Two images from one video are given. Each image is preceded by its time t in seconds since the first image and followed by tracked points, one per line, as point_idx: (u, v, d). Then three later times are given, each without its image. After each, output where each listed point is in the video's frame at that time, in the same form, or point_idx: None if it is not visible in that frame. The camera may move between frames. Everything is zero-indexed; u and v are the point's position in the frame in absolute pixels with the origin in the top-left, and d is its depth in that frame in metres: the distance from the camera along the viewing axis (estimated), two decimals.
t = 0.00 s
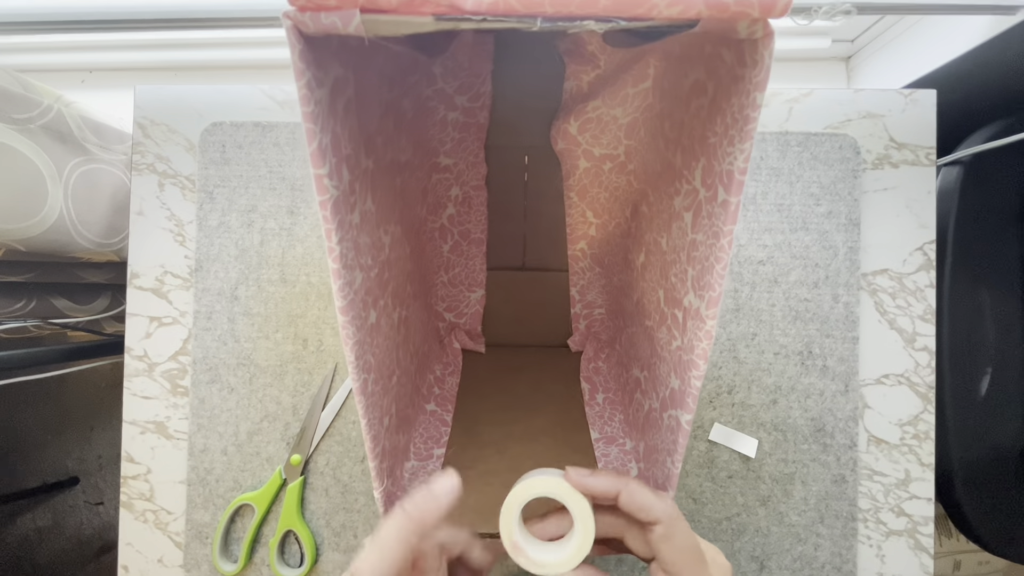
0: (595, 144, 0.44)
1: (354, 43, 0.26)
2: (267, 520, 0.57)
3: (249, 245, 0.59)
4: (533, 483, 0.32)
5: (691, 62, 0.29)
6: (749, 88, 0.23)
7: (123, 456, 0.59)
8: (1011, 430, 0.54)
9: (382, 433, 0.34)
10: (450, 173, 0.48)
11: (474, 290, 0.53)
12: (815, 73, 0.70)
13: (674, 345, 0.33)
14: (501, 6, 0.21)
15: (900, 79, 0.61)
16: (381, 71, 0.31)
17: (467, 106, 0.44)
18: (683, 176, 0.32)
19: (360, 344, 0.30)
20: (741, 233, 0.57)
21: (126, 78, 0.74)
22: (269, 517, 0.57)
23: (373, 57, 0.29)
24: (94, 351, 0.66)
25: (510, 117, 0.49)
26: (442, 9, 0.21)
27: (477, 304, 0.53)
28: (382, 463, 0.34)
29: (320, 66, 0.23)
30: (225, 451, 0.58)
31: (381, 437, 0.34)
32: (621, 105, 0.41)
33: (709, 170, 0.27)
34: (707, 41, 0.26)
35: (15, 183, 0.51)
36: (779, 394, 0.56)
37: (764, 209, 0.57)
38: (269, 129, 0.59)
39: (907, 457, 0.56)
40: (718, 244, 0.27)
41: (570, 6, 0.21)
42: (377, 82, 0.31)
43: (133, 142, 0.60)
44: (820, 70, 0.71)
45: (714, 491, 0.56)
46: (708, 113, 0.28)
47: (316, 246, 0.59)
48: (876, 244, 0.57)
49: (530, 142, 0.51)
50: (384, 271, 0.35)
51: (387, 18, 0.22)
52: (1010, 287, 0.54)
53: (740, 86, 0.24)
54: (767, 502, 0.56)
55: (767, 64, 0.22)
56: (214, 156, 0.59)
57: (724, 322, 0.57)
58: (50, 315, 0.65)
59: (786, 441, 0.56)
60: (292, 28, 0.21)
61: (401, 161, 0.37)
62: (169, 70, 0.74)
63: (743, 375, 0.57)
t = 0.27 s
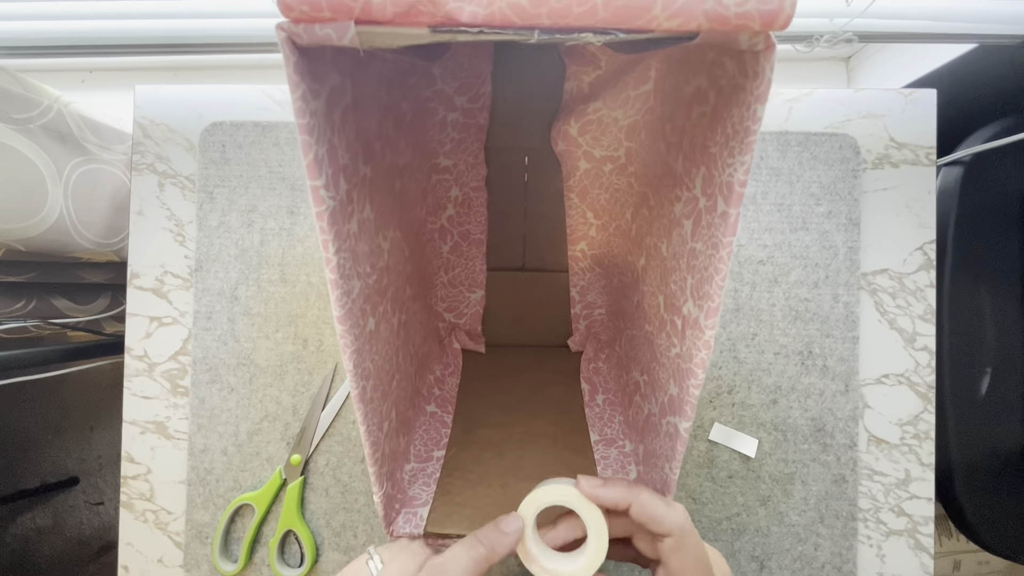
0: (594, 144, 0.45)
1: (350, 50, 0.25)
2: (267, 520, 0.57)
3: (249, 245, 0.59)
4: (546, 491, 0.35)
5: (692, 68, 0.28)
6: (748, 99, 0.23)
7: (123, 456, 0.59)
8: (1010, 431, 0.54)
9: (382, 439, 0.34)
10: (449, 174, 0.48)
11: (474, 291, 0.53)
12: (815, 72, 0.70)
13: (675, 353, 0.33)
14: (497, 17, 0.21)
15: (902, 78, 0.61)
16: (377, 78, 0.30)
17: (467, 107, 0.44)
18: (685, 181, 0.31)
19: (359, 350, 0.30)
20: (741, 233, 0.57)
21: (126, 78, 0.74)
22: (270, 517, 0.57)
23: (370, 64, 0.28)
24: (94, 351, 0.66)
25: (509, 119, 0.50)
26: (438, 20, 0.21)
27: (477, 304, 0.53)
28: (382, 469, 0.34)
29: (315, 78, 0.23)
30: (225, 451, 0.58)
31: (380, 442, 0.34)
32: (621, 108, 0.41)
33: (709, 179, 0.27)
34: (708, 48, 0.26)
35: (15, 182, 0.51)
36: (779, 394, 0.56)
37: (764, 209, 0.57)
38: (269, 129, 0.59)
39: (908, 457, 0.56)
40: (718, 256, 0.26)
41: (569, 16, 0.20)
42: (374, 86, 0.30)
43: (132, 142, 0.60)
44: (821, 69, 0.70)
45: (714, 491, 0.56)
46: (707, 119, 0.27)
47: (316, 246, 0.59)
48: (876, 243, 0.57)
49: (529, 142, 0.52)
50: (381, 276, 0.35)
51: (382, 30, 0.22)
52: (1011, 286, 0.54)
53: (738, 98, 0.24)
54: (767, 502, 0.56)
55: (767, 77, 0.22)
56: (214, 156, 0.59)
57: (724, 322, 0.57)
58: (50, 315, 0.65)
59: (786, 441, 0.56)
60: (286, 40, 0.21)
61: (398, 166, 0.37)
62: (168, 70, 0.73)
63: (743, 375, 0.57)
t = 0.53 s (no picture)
0: (597, 156, 0.45)
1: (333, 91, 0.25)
2: (267, 520, 0.57)
3: (249, 245, 0.59)
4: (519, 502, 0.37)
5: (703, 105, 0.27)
6: (761, 169, 0.23)
7: (123, 456, 0.59)
8: (1009, 430, 0.54)
9: (382, 460, 0.35)
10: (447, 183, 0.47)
11: (474, 294, 0.53)
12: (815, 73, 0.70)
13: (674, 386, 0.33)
14: (492, 89, 0.20)
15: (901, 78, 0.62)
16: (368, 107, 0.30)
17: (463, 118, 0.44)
18: (689, 211, 0.31)
19: (354, 389, 0.30)
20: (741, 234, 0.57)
21: (126, 78, 0.74)
22: (270, 517, 0.57)
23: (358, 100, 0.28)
24: (94, 351, 0.66)
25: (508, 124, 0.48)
26: (435, 93, 0.21)
27: (477, 306, 0.54)
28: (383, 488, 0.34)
29: (301, 139, 0.23)
30: (225, 451, 0.58)
31: (382, 467, 0.34)
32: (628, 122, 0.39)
33: (716, 234, 0.27)
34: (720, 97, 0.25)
35: (15, 183, 0.51)
36: (779, 394, 0.56)
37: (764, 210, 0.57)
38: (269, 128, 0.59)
39: (908, 458, 0.56)
40: (720, 313, 0.27)
41: (568, 90, 0.19)
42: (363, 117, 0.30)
43: (132, 142, 0.60)
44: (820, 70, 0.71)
45: (714, 491, 0.56)
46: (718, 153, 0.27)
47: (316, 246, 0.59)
48: (876, 243, 0.57)
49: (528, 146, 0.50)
50: (377, 301, 0.35)
51: (370, 99, 0.21)
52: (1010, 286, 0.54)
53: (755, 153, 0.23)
54: (767, 502, 0.56)
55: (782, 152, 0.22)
56: (214, 156, 0.59)
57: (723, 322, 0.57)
58: (50, 315, 0.65)
59: (786, 441, 0.56)
60: (265, 111, 0.21)
61: (394, 183, 0.37)
62: (168, 70, 0.74)
63: (743, 375, 0.57)
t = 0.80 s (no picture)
0: (597, 151, 0.45)
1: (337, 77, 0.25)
2: (267, 520, 0.57)
3: (249, 245, 0.59)
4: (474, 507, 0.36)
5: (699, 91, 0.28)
6: (756, 140, 0.23)
7: (124, 456, 0.59)
8: (1012, 431, 0.54)
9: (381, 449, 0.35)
10: (448, 177, 0.48)
11: (474, 292, 0.53)
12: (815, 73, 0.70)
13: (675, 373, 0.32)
14: (495, 60, 0.20)
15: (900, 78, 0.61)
16: (373, 95, 0.31)
17: (465, 112, 0.46)
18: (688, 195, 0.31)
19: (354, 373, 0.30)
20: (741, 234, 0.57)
21: (125, 77, 0.74)
22: (269, 517, 0.57)
23: (364, 89, 0.29)
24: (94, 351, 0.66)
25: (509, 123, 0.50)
26: (435, 64, 0.21)
27: (478, 305, 0.53)
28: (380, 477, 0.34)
29: (307, 113, 0.23)
30: (225, 451, 0.58)
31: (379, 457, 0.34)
32: (626, 115, 0.41)
33: (713, 211, 0.27)
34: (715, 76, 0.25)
35: (15, 183, 0.51)
36: (779, 394, 0.56)
37: (764, 209, 0.57)
38: (269, 129, 0.59)
39: (908, 457, 0.56)
40: (720, 290, 0.27)
41: (569, 58, 0.20)
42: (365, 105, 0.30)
43: (132, 142, 0.60)
44: (820, 70, 0.71)
45: (714, 491, 0.56)
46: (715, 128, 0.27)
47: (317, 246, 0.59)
48: (877, 243, 0.57)
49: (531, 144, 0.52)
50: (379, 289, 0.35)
51: (376, 68, 0.21)
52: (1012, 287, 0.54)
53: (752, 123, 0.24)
54: (767, 501, 0.56)
55: (777, 120, 0.22)
56: (214, 156, 0.59)
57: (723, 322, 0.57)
58: (50, 315, 0.64)
59: (786, 441, 0.56)
60: (273, 81, 0.21)
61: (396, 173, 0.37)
62: (168, 70, 0.73)
63: (743, 375, 0.57)
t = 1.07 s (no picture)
0: (587, 145, 0.41)
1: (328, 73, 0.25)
2: (267, 520, 0.57)
3: (249, 245, 0.59)
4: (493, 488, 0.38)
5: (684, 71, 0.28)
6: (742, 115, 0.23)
7: (124, 456, 0.59)
8: (1011, 429, 0.54)
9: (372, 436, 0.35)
10: (443, 177, 0.46)
11: (472, 291, 0.53)
12: (816, 72, 0.70)
13: (666, 348, 0.34)
14: (480, 42, 0.21)
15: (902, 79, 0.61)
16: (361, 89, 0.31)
17: (457, 108, 0.42)
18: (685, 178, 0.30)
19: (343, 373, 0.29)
20: (741, 234, 0.57)
21: (126, 78, 0.74)
22: (270, 517, 0.57)
23: (354, 85, 0.29)
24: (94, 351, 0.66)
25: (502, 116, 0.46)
26: (418, 45, 0.21)
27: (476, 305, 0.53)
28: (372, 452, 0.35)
29: (297, 104, 0.24)
30: (225, 451, 0.58)
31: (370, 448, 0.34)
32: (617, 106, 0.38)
33: (703, 191, 0.28)
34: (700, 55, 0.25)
35: (15, 183, 0.51)
36: (779, 394, 0.56)
37: (764, 209, 0.57)
38: (269, 129, 0.59)
39: (908, 457, 0.56)
40: (712, 268, 0.27)
41: (553, 39, 0.20)
42: (346, 103, 0.28)
43: (132, 142, 0.60)
44: (820, 70, 0.71)
45: (714, 491, 0.56)
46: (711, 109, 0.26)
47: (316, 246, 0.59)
48: (877, 243, 0.57)
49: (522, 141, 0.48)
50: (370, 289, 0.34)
51: (363, 56, 0.22)
52: (1010, 285, 0.54)
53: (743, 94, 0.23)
54: (767, 502, 0.56)
55: (761, 93, 0.22)
56: (214, 156, 0.59)
57: (723, 322, 0.57)
58: (50, 315, 0.65)
59: (786, 441, 0.56)
60: (264, 73, 0.21)
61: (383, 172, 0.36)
62: (168, 70, 0.74)
63: (743, 375, 0.57)
